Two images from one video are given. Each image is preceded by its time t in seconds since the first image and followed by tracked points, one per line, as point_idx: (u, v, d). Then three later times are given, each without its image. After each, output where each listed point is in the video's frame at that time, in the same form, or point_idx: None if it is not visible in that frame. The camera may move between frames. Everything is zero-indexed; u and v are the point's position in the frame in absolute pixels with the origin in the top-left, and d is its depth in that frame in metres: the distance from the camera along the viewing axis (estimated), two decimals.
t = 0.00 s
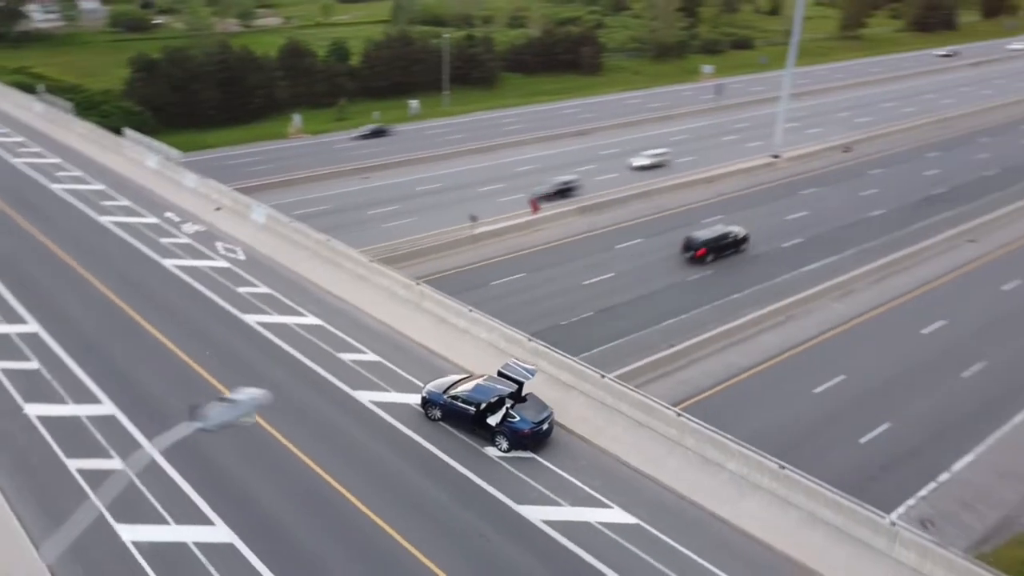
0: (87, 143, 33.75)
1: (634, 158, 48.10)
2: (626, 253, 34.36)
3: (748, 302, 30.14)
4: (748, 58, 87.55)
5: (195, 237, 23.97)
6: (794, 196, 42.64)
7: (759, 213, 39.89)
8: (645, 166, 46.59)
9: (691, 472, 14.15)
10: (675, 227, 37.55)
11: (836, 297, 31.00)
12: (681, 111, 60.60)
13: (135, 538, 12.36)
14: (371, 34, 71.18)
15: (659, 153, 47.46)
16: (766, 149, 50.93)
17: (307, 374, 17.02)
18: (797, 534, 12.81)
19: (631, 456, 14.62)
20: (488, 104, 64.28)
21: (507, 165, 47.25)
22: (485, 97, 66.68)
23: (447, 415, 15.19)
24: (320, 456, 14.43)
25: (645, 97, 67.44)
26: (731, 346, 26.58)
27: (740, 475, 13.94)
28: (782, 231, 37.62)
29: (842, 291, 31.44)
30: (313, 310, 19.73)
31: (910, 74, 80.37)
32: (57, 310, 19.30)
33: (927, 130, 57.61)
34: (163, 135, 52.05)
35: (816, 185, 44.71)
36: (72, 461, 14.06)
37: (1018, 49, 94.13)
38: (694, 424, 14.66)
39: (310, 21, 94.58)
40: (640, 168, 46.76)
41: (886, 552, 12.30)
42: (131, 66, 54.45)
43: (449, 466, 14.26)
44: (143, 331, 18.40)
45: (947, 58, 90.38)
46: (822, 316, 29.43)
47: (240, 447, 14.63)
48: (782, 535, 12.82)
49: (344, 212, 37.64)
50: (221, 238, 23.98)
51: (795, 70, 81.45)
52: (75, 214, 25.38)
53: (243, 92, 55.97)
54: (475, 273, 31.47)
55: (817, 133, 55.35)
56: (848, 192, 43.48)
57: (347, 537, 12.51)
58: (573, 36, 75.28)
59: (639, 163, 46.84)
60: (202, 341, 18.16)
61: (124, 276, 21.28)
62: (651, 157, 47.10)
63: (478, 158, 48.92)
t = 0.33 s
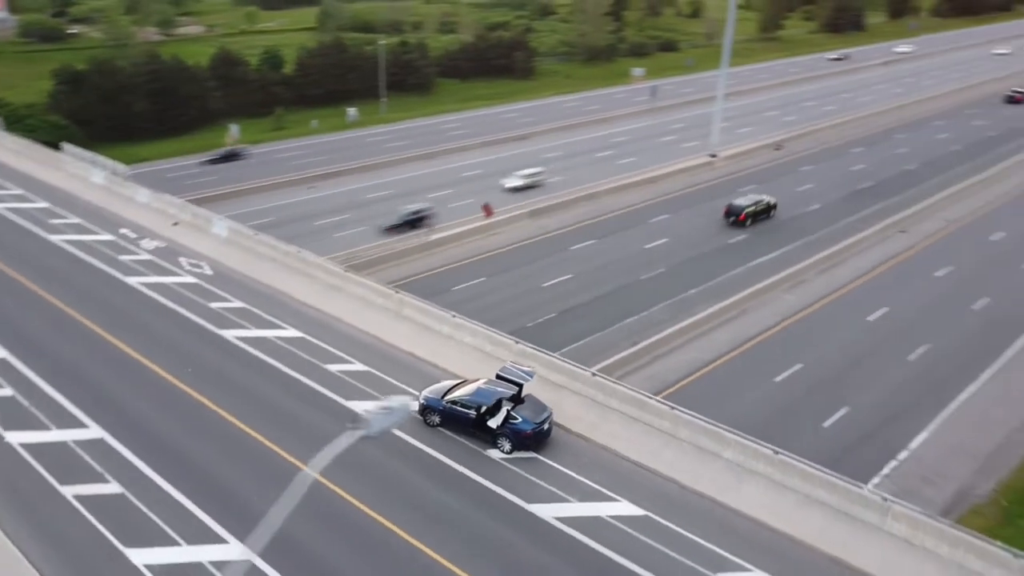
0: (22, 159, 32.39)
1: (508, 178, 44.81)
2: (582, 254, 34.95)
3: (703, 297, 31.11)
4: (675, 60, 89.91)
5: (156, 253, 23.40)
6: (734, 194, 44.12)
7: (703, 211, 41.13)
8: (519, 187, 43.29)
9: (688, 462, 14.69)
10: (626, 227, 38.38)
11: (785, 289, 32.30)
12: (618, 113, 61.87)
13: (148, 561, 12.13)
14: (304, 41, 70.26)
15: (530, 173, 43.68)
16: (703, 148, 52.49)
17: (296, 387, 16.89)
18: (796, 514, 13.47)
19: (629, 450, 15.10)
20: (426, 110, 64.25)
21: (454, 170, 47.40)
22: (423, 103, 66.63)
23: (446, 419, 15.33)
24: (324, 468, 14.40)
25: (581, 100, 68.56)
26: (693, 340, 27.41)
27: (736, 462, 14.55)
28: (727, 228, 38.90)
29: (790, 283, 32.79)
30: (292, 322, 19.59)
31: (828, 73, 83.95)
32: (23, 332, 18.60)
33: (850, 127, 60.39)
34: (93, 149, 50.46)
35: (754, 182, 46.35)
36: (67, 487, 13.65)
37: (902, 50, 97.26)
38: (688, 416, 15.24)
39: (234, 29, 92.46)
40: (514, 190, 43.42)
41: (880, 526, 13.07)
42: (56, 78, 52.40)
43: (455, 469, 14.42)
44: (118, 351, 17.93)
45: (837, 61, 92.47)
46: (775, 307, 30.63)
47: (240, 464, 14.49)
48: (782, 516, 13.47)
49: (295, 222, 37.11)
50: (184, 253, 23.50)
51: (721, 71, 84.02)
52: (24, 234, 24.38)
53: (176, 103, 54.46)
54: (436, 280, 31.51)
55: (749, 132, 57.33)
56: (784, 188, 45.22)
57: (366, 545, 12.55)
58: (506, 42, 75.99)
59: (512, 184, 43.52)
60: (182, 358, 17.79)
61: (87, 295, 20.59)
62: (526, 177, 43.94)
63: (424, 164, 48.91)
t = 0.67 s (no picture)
0: None
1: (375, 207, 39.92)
2: (538, 255, 35.42)
3: (660, 292, 31.99)
4: (606, 62, 91.56)
5: (118, 269, 22.79)
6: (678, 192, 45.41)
7: (650, 209, 42.24)
8: (385, 217, 38.39)
9: (683, 451, 15.27)
10: (578, 227, 39.09)
11: (736, 282, 33.52)
12: (557, 115, 62.81)
13: None
14: (234, 48, 68.86)
15: (401, 200, 38.98)
16: (643, 148, 53.74)
17: (288, 398, 16.81)
18: (790, 494, 14.20)
19: (626, 442, 15.60)
20: (364, 116, 63.81)
21: (400, 176, 47.33)
22: (361, 109, 66.15)
23: (446, 422, 15.54)
24: (330, 476, 14.44)
25: (518, 102, 69.25)
26: (655, 335, 28.21)
27: (729, 448, 15.19)
28: (675, 225, 40.03)
29: (740, 276, 34.00)
30: (272, 332, 19.41)
31: (752, 73, 86.92)
32: None
33: (779, 125, 62.82)
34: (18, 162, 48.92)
35: (694, 180, 47.78)
36: (66, 510, 13.33)
37: (797, 53, 97.81)
38: (678, 407, 15.82)
39: (156, 35, 89.73)
40: (380, 220, 38.50)
41: (868, 500, 13.90)
42: None
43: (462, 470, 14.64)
44: (97, 370, 17.48)
45: (736, 65, 92.05)
46: (728, 300, 31.75)
47: (245, 476, 14.39)
48: (778, 497, 14.17)
49: (246, 232, 36.46)
50: (147, 267, 22.94)
51: (651, 71, 85.93)
52: None
53: (106, 112, 52.66)
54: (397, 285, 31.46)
55: (686, 131, 58.96)
56: (725, 185, 46.80)
57: (386, 550, 12.68)
58: (440, 46, 76.11)
59: (378, 213, 38.60)
60: (165, 374, 17.47)
61: (52, 314, 19.93)
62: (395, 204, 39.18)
63: (370, 170, 48.64)
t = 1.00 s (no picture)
0: None
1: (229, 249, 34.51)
2: (497, 259, 35.85)
3: (620, 290, 32.82)
4: (539, 66, 92.67)
5: (82, 287, 22.21)
6: (625, 192, 46.54)
7: (600, 210, 43.19)
8: (238, 261, 32.87)
9: (677, 441, 15.92)
10: (532, 231, 39.67)
11: (691, 277, 34.61)
12: (498, 120, 63.42)
13: None
14: (164, 58, 67.15)
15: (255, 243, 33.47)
16: (586, 151, 54.77)
17: (283, 409, 16.81)
18: (783, 475, 14.98)
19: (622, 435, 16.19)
20: (303, 124, 63.11)
21: (348, 184, 47.09)
22: (299, 118, 65.39)
23: (447, 425, 15.83)
24: (342, 486, 14.57)
25: (457, 108, 69.59)
26: (620, 333, 28.96)
27: (721, 436, 15.91)
28: (626, 225, 41.03)
29: (694, 271, 35.12)
30: (255, 345, 19.30)
31: (681, 76, 89.33)
32: None
33: (712, 126, 64.84)
34: None
35: (639, 180, 49.03)
36: (75, 533, 13.08)
37: (703, 60, 96.96)
38: (669, 399, 16.50)
39: (75, 45, 86.56)
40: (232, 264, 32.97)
41: (856, 477, 14.79)
42: None
43: (469, 472, 14.98)
44: (80, 391, 17.07)
45: (644, 73, 90.23)
46: (685, 295, 32.78)
47: (254, 490, 14.38)
48: (772, 479, 14.95)
49: (198, 246, 35.76)
50: (113, 285, 22.42)
51: (585, 75, 87.42)
52: None
53: (34, 126, 50.70)
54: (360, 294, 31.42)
55: (625, 133, 60.33)
56: (669, 185, 48.15)
57: (410, 554, 12.93)
58: (375, 53, 75.82)
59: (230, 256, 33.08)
60: (152, 392, 17.20)
61: (20, 336, 19.29)
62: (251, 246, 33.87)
63: (316, 179, 48.20)
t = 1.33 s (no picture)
0: None
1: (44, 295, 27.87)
2: (458, 264, 36.10)
3: (582, 291, 33.50)
4: (476, 73, 93.19)
5: (50, 307, 21.61)
6: (574, 195, 47.41)
7: (553, 213, 43.92)
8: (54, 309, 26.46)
9: (671, 432, 16.56)
10: (489, 236, 40.03)
11: (649, 276, 35.54)
12: (442, 127, 63.69)
13: None
14: (93, 70, 65.20)
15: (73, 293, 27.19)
16: (532, 156, 55.49)
17: (280, 420, 16.78)
18: (773, 461, 15.76)
19: (618, 430, 16.73)
20: (243, 135, 62.09)
21: (298, 194, 46.58)
22: (239, 129, 64.30)
23: (449, 428, 16.10)
24: (353, 494, 14.66)
25: (399, 116, 69.56)
26: (587, 333, 29.63)
27: (712, 425, 16.58)
28: (580, 227, 41.81)
29: (652, 270, 36.08)
30: (241, 359, 19.15)
31: (615, 80, 91.15)
32: None
33: (652, 128, 66.43)
34: None
35: (587, 184, 49.96)
36: (86, 556, 12.87)
37: (615, 69, 95.23)
38: (660, 393, 17.15)
39: None
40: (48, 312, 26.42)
41: (840, 457, 15.65)
42: None
43: (476, 473, 15.29)
44: (66, 413, 16.67)
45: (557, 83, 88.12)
46: (646, 294, 33.67)
47: (265, 503, 14.36)
48: (765, 465, 15.67)
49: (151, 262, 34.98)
50: (81, 304, 21.87)
51: (522, 80, 88.35)
52: None
53: None
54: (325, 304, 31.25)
55: (569, 137, 61.35)
56: (616, 187, 49.25)
57: (432, 557, 13.16)
58: (312, 61, 75.13)
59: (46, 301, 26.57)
60: (142, 410, 16.92)
61: None
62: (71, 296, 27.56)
63: (264, 190, 47.54)
